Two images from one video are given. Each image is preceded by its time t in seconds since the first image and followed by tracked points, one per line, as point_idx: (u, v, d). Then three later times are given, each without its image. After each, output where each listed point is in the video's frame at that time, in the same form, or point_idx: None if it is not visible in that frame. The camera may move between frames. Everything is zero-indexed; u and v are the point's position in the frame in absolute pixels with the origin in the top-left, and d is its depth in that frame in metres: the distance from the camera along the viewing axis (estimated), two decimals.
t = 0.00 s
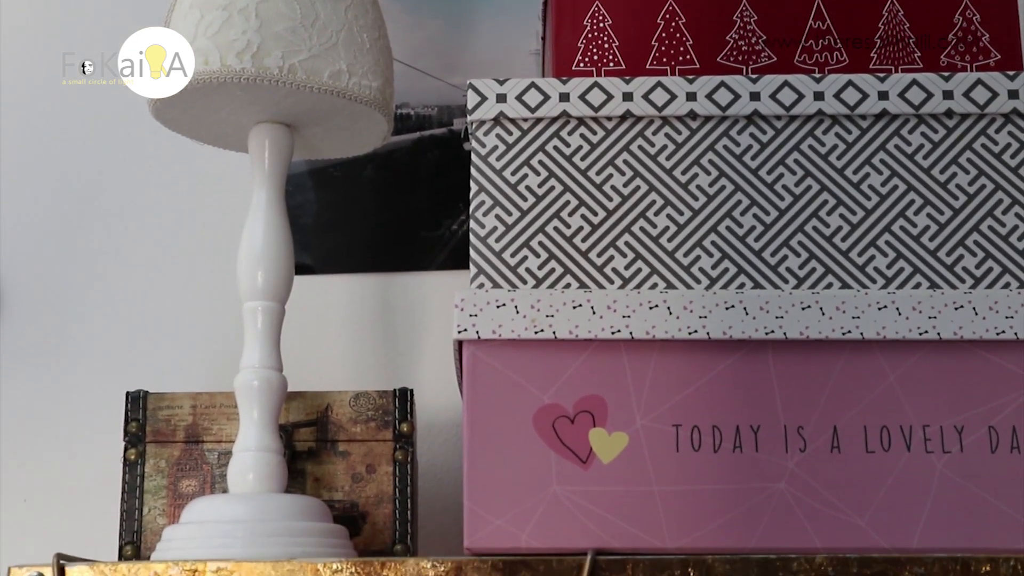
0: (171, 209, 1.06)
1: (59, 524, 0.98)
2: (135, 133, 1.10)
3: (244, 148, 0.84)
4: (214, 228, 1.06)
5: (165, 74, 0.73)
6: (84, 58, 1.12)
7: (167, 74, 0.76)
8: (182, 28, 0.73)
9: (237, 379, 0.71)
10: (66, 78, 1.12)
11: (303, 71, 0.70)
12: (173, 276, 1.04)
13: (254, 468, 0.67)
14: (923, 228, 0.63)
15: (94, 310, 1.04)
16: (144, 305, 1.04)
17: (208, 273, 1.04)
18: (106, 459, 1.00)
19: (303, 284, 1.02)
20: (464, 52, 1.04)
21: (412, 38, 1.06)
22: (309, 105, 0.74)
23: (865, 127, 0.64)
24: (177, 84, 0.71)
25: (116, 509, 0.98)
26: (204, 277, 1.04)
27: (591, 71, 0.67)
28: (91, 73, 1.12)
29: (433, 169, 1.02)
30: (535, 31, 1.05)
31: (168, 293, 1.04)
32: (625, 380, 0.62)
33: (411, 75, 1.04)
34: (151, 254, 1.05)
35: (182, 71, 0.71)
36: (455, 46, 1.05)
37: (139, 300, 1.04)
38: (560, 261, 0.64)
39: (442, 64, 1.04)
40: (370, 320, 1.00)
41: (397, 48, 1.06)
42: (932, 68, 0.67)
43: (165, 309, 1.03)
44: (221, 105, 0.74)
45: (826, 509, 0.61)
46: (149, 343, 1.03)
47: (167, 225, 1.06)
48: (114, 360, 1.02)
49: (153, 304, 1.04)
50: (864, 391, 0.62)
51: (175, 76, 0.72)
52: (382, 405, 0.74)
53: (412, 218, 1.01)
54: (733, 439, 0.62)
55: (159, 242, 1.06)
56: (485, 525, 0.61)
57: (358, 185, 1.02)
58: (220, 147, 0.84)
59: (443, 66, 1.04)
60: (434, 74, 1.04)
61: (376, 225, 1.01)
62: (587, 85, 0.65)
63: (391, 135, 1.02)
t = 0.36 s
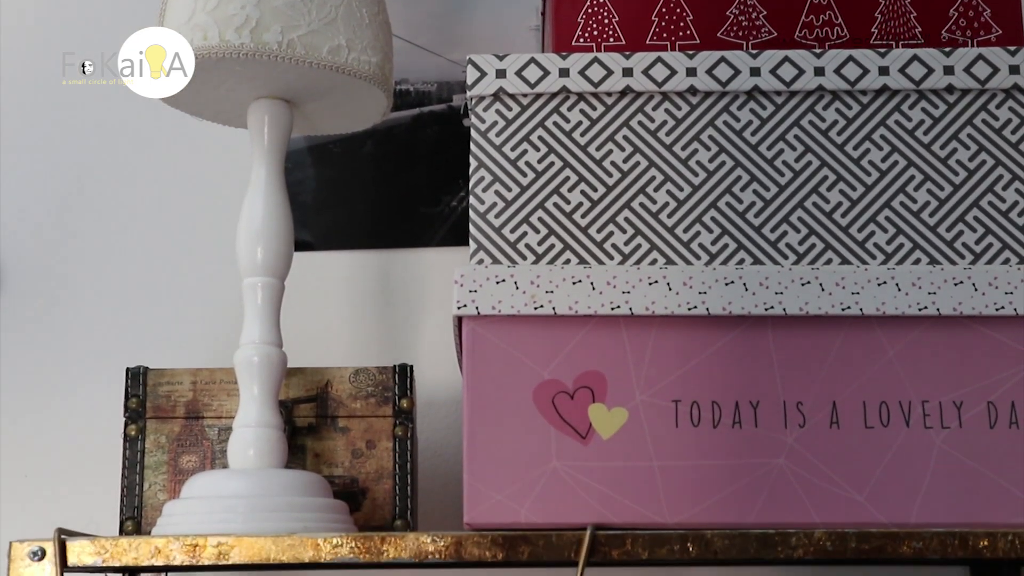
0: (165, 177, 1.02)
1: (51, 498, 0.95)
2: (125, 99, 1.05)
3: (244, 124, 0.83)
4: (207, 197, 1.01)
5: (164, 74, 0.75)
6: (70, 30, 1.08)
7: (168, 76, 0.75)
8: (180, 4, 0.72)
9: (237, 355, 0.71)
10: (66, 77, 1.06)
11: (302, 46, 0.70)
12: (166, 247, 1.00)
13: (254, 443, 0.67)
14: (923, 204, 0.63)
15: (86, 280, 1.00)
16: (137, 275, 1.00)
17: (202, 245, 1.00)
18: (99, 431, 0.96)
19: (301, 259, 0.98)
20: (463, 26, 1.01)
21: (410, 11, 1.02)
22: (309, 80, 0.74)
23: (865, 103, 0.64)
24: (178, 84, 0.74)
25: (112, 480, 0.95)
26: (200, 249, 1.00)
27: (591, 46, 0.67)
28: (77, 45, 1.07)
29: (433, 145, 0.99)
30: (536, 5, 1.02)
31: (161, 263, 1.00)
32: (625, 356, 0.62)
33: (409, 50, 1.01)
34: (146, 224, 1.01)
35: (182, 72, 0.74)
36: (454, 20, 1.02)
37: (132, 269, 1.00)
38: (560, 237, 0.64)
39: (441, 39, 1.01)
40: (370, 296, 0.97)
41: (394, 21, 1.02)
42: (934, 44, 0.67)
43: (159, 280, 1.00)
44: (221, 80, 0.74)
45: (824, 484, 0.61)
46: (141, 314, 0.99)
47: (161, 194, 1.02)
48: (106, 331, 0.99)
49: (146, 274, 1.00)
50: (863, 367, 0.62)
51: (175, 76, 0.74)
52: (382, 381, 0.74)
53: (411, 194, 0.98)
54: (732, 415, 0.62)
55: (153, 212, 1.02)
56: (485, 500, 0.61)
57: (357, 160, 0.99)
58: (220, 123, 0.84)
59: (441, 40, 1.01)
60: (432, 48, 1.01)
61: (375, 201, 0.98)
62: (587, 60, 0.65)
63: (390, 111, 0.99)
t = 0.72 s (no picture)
0: (166, 158, 1.02)
1: (51, 479, 0.94)
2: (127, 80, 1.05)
3: (244, 102, 0.83)
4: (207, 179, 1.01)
5: (165, 74, 0.79)
6: (70, 11, 1.07)
7: (167, 77, 0.78)
8: None
9: (238, 334, 0.71)
10: (66, 77, 1.05)
11: (302, 25, 0.70)
12: (166, 228, 1.00)
13: (255, 422, 0.67)
14: (924, 182, 0.63)
15: (87, 260, 1.00)
16: (138, 256, 1.00)
17: (202, 226, 1.00)
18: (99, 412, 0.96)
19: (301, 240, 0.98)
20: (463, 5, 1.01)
21: None
22: (309, 58, 0.74)
23: (867, 82, 0.64)
24: (178, 83, 0.77)
25: (112, 461, 0.94)
26: (199, 230, 1.00)
27: (591, 25, 0.67)
28: (76, 28, 1.06)
29: (433, 123, 0.98)
30: None
31: (162, 245, 1.00)
32: (625, 334, 0.62)
33: (408, 29, 1.01)
34: (146, 205, 1.01)
35: (182, 72, 0.77)
36: None
37: (132, 250, 1.00)
38: (560, 216, 0.64)
39: (441, 18, 1.00)
40: (370, 277, 0.97)
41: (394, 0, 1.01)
42: (935, 21, 0.67)
43: (159, 261, 0.99)
44: (221, 57, 0.74)
45: (824, 463, 0.61)
46: (142, 295, 0.99)
47: (162, 175, 1.02)
48: (106, 312, 0.98)
49: (146, 255, 1.00)
50: (863, 345, 0.62)
51: (175, 76, 0.77)
52: (383, 359, 0.75)
53: (412, 172, 0.98)
54: (732, 394, 0.62)
55: (154, 193, 1.01)
56: (486, 478, 0.61)
57: (357, 138, 0.99)
58: (220, 101, 0.84)
59: (441, 19, 1.01)
60: (432, 27, 1.00)
61: (376, 178, 0.98)
62: (587, 39, 0.65)
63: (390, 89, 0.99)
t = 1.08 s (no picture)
0: (164, 137, 1.02)
1: (51, 459, 0.94)
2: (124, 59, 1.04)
3: (242, 80, 0.83)
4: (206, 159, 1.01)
5: (164, 74, 0.96)
6: None
7: (168, 77, 0.96)
8: None
9: (236, 312, 0.71)
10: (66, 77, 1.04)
11: (300, 2, 0.70)
12: (165, 209, 1.00)
13: (254, 400, 0.67)
14: (924, 160, 0.63)
15: (86, 241, 1.00)
16: (136, 236, 0.99)
17: (201, 206, 1.00)
18: (98, 393, 0.96)
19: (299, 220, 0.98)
20: None
21: None
22: (308, 36, 0.73)
23: (867, 59, 0.64)
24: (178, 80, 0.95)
25: (111, 442, 0.95)
26: (199, 211, 1.00)
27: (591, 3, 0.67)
28: (74, 8, 1.06)
29: (432, 102, 0.98)
30: None
31: (160, 225, 0.99)
32: (624, 312, 0.62)
33: (407, 7, 1.00)
34: (145, 186, 1.01)
35: (181, 72, 0.94)
36: None
37: (131, 231, 1.00)
38: (559, 194, 0.64)
39: None
40: (369, 258, 0.97)
41: None
42: None
43: (158, 241, 0.99)
44: (219, 35, 0.73)
45: (823, 441, 0.61)
46: (140, 276, 0.98)
47: (160, 155, 1.01)
48: (105, 292, 0.98)
49: (145, 236, 0.99)
50: (862, 323, 0.62)
51: (176, 76, 0.95)
52: (383, 337, 0.75)
53: (411, 151, 0.98)
54: (731, 372, 0.62)
55: (152, 173, 1.01)
56: (485, 457, 0.61)
57: (356, 118, 0.99)
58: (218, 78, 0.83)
59: None
60: (431, 5, 1.00)
61: (375, 158, 0.97)
62: (587, 16, 0.64)
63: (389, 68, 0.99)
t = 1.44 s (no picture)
0: (162, 120, 1.01)
1: (51, 443, 0.94)
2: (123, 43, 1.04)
3: (240, 61, 0.82)
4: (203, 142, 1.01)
5: (164, 74, 0.98)
6: None
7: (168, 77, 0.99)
8: None
9: (235, 294, 0.71)
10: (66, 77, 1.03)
11: None
12: (164, 193, 1.00)
13: (253, 381, 0.67)
14: (923, 141, 0.63)
15: (85, 226, 1.00)
16: (136, 220, 0.99)
17: (200, 191, 0.99)
18: (97, 376, 0.96)
19: (298, 204, 0.98)
20: None
21: None
22: (306, 16, 0.73)
23: (866, 41, 0.64)
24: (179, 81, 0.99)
25: (111, 425, 0.95)
26: (197, 195, 0.99)
27: None
28: None
29: (431, 82, 0.98)
30: None
31: (159, 210, 0.99)
32: (623, 294, 0.62)
33: None
34: (143, 170, 1.00)
35: (181, 72, 0.99)
36: None
37: (131, 216, 0.99)
38: (558, 175, 0.64)
39: None
40: (368, 242, 0.97)
41: None
42: None
43: (158, 225, 0.99)
44: (216, 16, 0.73)
45: (822, 423, 0.61)
46: (140, 260, 0.98)
47: (158, 140, 1.01)
48: (104, 275, 0.98)
49: (144, 221, 0.99)
50: (861, 304, 0.62)
51: (177, 77, 0.99)
52: (381, 319, 0.75)
53: (410, 132, 0.97)
54: (730, 353, 0.62)
55: (150, 158, 1.01)
56: (484, 438, 0.61)
57: (354, 100, 0.98)
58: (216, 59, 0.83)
59: None
60: None
61: (374, 141, 0.97)
62: None
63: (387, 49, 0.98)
